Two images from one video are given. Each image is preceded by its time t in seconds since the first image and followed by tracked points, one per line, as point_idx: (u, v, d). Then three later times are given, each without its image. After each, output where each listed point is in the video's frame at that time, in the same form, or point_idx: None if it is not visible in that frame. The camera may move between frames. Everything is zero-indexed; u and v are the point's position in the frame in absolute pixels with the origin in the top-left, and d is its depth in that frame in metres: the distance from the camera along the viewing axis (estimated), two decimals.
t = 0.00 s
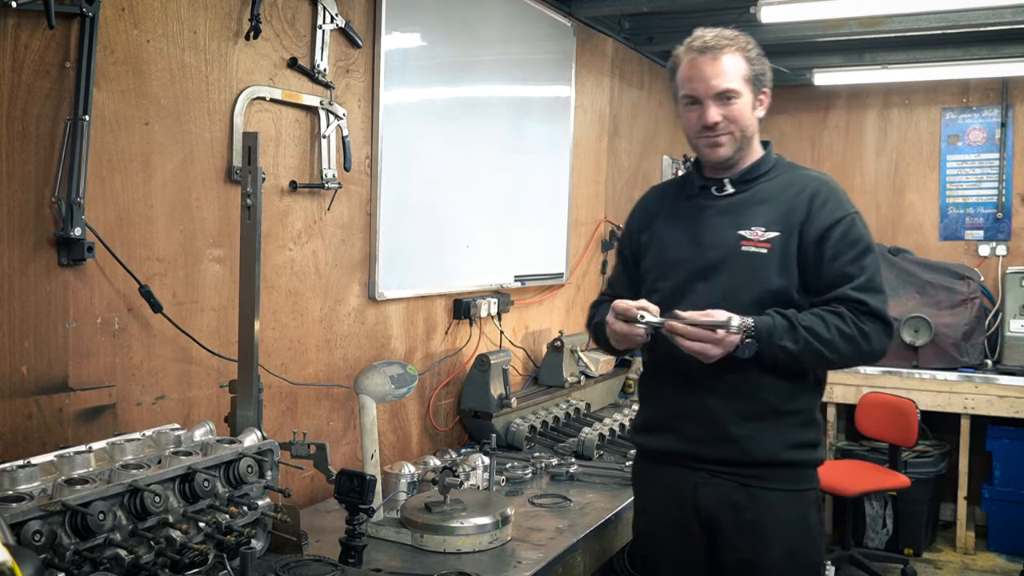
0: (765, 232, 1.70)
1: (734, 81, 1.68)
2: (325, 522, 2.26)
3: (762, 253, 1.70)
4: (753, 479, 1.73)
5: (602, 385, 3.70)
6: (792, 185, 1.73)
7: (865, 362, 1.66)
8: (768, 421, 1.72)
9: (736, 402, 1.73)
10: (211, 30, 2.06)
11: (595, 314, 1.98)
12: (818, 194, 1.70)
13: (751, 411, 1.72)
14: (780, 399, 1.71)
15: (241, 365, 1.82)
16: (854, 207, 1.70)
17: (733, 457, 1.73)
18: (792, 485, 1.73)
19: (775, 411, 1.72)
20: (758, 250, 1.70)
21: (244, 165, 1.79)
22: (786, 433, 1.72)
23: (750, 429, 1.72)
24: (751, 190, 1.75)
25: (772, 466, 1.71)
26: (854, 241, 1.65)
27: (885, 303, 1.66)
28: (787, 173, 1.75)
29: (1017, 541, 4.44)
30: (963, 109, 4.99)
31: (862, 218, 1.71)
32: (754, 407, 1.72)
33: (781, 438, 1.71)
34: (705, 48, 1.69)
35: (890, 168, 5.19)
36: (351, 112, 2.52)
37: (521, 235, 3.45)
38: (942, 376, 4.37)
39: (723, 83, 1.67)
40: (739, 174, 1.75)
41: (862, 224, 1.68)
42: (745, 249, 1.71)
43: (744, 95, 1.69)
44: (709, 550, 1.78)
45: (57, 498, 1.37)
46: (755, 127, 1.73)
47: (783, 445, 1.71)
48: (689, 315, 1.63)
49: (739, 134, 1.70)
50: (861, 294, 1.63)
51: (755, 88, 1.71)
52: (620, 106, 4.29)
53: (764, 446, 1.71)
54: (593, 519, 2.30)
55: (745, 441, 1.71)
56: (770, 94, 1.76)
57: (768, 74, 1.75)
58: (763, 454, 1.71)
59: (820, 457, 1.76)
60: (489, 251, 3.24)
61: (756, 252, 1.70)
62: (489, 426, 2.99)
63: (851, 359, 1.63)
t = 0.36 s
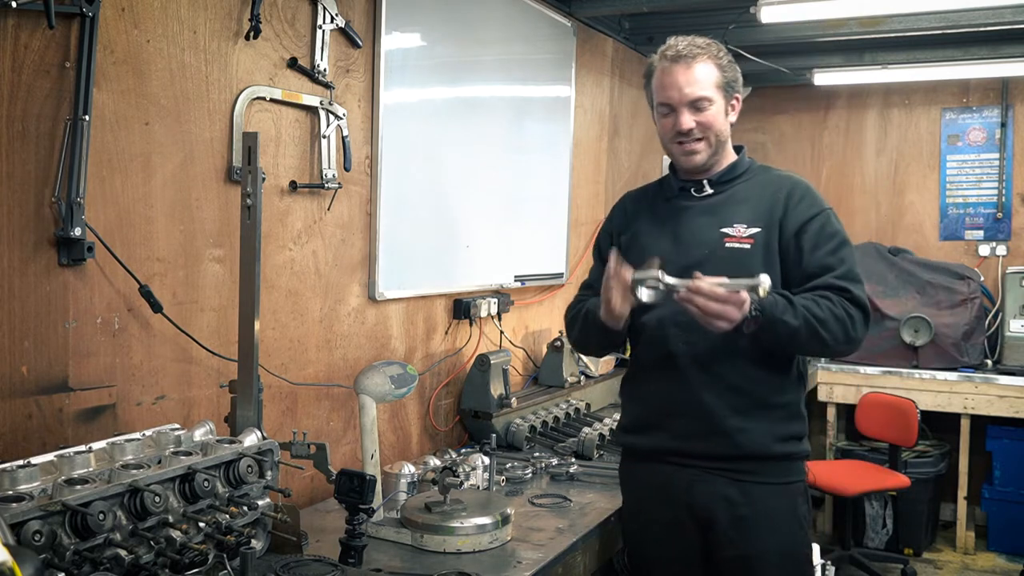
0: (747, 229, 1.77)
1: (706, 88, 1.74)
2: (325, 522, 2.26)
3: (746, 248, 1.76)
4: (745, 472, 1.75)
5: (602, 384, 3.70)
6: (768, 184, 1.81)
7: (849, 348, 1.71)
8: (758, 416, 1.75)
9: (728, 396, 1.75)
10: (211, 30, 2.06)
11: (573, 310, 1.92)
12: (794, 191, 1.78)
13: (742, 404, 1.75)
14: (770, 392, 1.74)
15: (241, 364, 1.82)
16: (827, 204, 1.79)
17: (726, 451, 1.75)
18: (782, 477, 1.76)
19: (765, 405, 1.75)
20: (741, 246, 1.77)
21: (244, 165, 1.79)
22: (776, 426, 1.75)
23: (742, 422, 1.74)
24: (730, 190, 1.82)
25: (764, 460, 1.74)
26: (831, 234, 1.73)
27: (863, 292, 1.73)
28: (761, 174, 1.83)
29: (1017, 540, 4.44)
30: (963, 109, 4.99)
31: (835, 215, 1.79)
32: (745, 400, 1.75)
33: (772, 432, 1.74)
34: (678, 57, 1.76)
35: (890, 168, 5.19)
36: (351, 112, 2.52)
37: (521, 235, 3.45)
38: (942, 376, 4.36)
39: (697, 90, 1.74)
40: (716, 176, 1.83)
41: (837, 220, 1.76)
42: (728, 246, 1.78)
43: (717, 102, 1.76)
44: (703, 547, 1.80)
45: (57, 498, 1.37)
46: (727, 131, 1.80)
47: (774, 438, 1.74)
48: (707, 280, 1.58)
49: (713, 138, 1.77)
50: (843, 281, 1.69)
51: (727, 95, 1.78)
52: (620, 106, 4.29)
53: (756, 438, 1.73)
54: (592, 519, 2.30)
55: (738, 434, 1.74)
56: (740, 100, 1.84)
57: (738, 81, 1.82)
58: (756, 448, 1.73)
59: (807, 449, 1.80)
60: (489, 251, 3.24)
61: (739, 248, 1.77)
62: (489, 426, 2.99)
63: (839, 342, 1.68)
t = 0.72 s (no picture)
0: (742, 226, 1.78)
1: (709, 82, 1.78)
2: (325, 522, 2.26)
3: (741, 244, 1.77)
4: (743, 471, 1.75)
5: (602, 384, 3.70)
6: (762, 183, 1.82)
7: (839, 343, 1.69)
8: (757, 415, 1.74)
9: (726, 393, 1.75)
10: (211, 30, 2.06)
11: (566, 308, 1.92)
12: (787, 190, 1.79)
13: (740, 401, 1.74)
14: (767, 389, 1.75)
15: (241, 364, 1.82)
16: (821, 202, 1.79)
17: (724, 450, 1.75)
18: (780, 476, 1.77)
19: (763, 403, 1.75)
20: (737, 243, 1.77)
21: (244, 165, 1.79)
22: (774, 424, 1.75)
23: (740, 421, 1.74)
24: (725, 189, 1.83)
25: (762, 459, 1.75)
26: (823, 231, 1.73)
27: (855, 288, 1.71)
28: (755, 173, 1.84)
29: (1017, 540, 4.44)
30: (963, 109, 4.99)
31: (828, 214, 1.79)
32: (743, 399, 1.74)
33: (770, 430, 1.74)
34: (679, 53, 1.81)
35: (890, 168, 5.19)
36: (351, 112, 2.52)
37: (521, 235, 3.45)
38: (942, 376, 4.37)
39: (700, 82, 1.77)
40: (711, 175, 1.83)
41: (830, 217, 1.76)
42: (724, 243, 1.78)
43: (718, 96, 1.79)
44: (701, 546, 1.80)
45: (57, 498, 1.37)
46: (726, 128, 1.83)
47: (772, 437, 1.74)
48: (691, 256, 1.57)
49: (713, 132, 1.79)
50: (833, 274, 1.68)
51: (727, 92, 1.81)
52: (620, 106, 4.29)
53: (754, 437, 1.73)
54: (592, 519, 2.30)
55: (736, 432, 1.73)
56: (737, 101, 1.88)
57: (735, 83, 1.87)
58: (755, 447, 1.73)
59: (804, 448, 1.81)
60: (489, 251, 3.24)
61: (735, 244, 1.77)
62: (489, 426, 2.99)
63: (828, 334, 1.66)
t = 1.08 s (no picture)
0: (742, 227, 1.78)
1: (706, 78, 1.78)
2: (324, 523, 2.26)
3: (742, 245, 1.77)
4: (745, 471, 1.75)
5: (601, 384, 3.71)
6: (760, 183, 1.82)
7: (837, 343, 1.69)
8: (758, 414, 1.75)
9: (727, 393, 1.75)
10: (211, 30, 2.06)
11: (566, 305, 1.91)
12: (784, 190, 1.79)
13: (741, 401, 1.74)
14: (768, 389, 1.75)
15: (241, 364, 1.82)
16: (818, 202, 1.79)
17: (726, 450, 1.74)
18: (782, 475, 1.77)
19: (765, 402, 1.75)
20: (738, 244, 1.78)
21: (244, 165, 1.79)
22: (776, 423, 1.75)
23: (741, 420, 1.74)
24: (725, 189, 1.83)
25: (765, 458, 1.75)
26: (820, 231, 1.73)
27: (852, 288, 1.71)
28: (755, 173, 1.85)
29: (1016, 540, 4.44)
30: (963, 109, 4.99)
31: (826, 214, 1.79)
32: (745, 398, 1.74)
33: (771, 430, 1.74)
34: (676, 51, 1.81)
35: (890, 169, 5.19)
36: (351, 112, 2.52)
37: (521, 235, 3.45)
38: (942, 376, 4.37)
39: (696, 78, 1.77)
40: (710, 175, 1.84)
41: (827, 217, 1.76)
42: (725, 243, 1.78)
43: (715, 93, 1.79)
44: (702, 546, 1.80)
45: (57, 498, 1.37)
46: (724, 125, 1.83)
47: (774, 436, 1.74)
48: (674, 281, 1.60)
49: (711, 128, 1.79)
50: (826, 275, 1.68)
51: (724, 89, 1.82)
52: (620, 106, 4.29)
53: (756, 436, 1.73)
54: (592, 519, 2.30)
55: (738, 432, 1.73)
56: (735, 99, 1.88)
57: (734, 81, 1.87)
58: (756, 446, 1.73)
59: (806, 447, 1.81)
60: (489, 252, 3.24)
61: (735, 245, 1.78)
62: (489, 426, 2.99)
63: (823, 337, 1.66)
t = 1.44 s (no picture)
0: (741, 227, 1.78)
1: (702, 80, 1.78)
2: (324, 522, 2.26)
3: (741, 245, 1.77)
4: (745, 471, 1.75)
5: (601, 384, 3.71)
6: (759, 183, 1.82)
7: (837, 344, 1.69)
8: (758, 414, 1.75)
9: (727, 393, 1.75)
10: (211, 30, 2.06)
11: (566, 306, 1.92)
12: (784, 190, 1.79)
13: (741, 401, 1.74)
14: (768, 389, 1.75)
15: (241, 364, 1.82)
16: (817, 202, 1.78)
17: (726, 451, 1.74)
18: (782, 476, 1.77)
19: (764, 403, 1.75)
20: (737, 243, 1.77)
21: (244, 165, 1.79)
22: (776, 424, 1.75)
23: (741, 421, 1.74)
24: (724, 189, 1.83)
25: (765, 458, 1.75)
26: (819, 232, 1.73)
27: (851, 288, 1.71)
28: (754, 173, 1.85)
29: (1016, 540, 4.44)
30: (963, 109, 4.99)
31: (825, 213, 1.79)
32: (744, 398, 1.75)
33: (771, 430, 1.75)
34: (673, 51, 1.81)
35: (890, 169, 5.19)
36: (351, 112, 2.52)
37: (521, 235, 3.45)
38: (942, 376, 4.37)
39: (692, 80, 1.77)
40: (710, 175, 1.84)
41: (826, 217, 1.76)
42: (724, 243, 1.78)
43: (712, 94, 1.79)
44: (702, 547, 1.80)
45: (57, 498, 1.37)
46: (722, 125, 1.83)
47: (774, 436, 1.74)
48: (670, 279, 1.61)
49: (708, 129, 1.79)
50: (825, 274, 1.68)
51: (721, 90, 1.82)
52: (620, 106, 4.29)
53: (755, 437, 1.73)
54: (592, 519, 2.30)
55: (738, 433, 1.73)
56: (733, 98, 1.88)
57: (731, 80, 1.87)
58: (756, 447, 1.73)
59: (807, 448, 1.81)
60: (489, 251, 3.24)
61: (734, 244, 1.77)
62: (489, 426, 2.99)
63: (822, 337, 1.66)
